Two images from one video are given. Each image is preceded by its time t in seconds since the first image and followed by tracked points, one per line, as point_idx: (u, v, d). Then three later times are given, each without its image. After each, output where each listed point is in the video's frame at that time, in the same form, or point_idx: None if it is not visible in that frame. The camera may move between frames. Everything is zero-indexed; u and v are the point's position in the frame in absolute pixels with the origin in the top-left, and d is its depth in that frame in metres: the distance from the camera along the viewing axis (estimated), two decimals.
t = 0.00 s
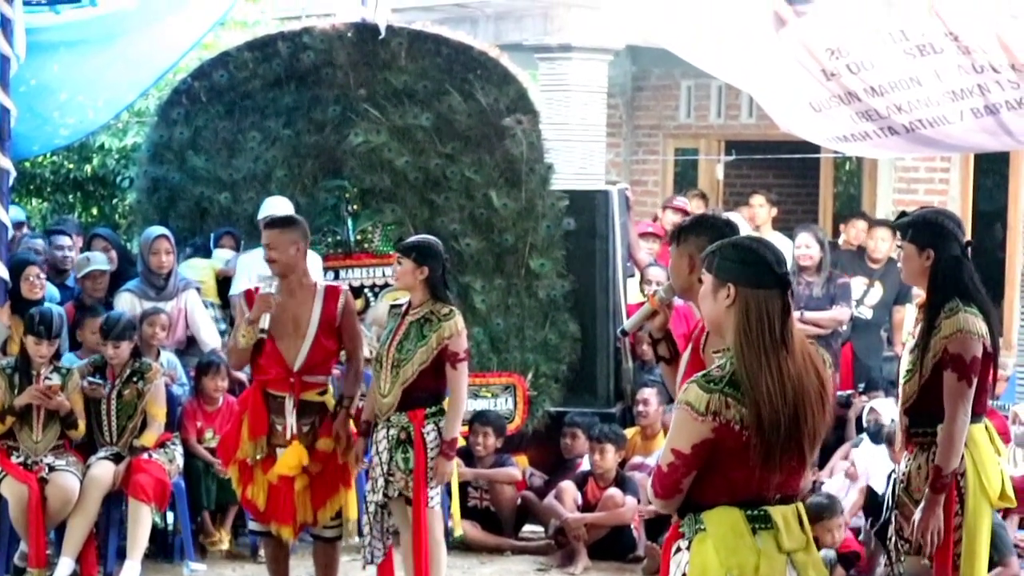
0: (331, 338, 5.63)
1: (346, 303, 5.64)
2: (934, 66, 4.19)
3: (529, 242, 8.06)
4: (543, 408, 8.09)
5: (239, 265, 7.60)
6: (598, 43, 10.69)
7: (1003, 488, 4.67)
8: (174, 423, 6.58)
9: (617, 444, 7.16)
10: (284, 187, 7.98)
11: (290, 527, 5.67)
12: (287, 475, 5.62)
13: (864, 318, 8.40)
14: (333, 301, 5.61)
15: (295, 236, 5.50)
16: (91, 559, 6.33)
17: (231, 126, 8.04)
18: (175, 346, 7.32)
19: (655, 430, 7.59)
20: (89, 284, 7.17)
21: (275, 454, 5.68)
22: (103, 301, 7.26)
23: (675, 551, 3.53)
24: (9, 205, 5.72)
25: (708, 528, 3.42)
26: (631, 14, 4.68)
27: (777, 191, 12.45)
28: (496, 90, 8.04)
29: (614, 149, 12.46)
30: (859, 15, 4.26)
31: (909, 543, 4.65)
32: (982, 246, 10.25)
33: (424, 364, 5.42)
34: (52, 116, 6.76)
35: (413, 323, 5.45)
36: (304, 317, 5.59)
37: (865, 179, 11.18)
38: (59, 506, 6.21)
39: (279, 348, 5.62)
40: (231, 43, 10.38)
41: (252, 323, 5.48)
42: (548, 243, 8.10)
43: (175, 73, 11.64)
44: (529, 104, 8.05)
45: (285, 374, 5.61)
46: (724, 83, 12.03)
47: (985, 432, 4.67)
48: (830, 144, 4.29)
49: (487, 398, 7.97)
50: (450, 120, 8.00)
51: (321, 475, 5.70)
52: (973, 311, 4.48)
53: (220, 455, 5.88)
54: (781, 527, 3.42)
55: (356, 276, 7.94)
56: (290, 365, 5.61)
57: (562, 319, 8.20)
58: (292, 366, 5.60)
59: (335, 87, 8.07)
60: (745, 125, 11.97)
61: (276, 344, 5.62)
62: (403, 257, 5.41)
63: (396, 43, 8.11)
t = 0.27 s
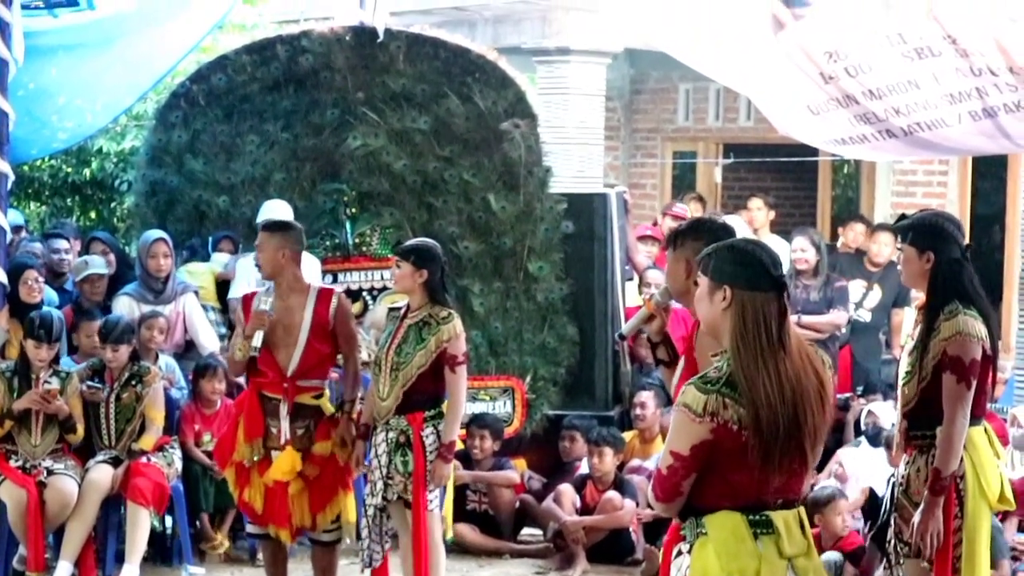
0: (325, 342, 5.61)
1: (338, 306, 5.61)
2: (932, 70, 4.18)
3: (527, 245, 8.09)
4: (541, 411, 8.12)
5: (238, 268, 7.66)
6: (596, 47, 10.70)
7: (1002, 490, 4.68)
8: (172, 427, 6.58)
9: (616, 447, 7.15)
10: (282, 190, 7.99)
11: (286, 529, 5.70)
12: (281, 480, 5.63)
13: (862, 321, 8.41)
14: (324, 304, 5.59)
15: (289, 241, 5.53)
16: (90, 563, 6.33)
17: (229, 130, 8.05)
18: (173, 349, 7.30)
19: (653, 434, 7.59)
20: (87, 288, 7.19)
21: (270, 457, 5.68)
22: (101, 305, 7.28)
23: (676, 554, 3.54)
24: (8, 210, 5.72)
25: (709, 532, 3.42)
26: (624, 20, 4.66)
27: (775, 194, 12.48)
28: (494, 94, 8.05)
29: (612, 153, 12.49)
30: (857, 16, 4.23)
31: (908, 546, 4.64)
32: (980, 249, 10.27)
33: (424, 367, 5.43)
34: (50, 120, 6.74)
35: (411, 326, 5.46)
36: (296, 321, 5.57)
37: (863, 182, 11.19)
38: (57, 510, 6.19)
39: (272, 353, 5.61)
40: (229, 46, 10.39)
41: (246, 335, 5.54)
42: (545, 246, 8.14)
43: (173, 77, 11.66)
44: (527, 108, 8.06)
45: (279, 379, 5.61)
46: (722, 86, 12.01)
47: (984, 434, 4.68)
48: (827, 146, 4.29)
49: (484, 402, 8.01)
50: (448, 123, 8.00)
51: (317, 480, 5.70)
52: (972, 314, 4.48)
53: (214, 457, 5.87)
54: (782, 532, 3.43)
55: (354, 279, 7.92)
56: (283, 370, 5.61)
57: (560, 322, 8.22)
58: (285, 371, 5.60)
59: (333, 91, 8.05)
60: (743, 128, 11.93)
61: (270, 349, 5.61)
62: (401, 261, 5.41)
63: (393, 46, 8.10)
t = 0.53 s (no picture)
0: (319, 346, 5.57)
1: (326, 310, 5.54)
2: (930, 71, 3.94)
3: (525, 248, 8.09)
4: (538, 413, 8.12)
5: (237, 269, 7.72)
6: (594, 49, 10.70)
7: (1000, 492, 4.68)
8: (169, 428, 6.59)
9: (613, 449, 7.15)
10: (280, 193, 7.99)
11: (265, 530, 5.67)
12: (260, 480, 5.61)
13: (859, 323, 8.42)
14: (312, 308, 5.54)
15: (280, 242, 5.52)
16: (87, 564, 6.31)
17: (227, 132, 8.04)
18: (171, 352, 7.32)
19: (651, 436, 7.59)
20: (84, 290, 7.19)
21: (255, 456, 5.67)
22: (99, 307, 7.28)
23: (674, 556, 3.54)
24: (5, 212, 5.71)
25: (707, 534, 3.43)
26: (622, 22, 4.61)
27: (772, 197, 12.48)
28: (492, 96, 8.07)
29: (610, 155, 12.49)
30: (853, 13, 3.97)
31: (907, 548, 4.65)
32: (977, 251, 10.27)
33: (422, 369, 5.42)
34: (47, 122, 6.79)
35: (409, 329, 5.45)
36: (281, 323, 5.53)
37: (860, 184, 11.19)
38: (54, 512, 6.18)
39: (259, 353, 5.59)
40: (227, 48, 10.39)
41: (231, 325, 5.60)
42: (543, 248, 8.14)
43: (171, 79, 11.65)
44: (525, 111, 8.10)
45: (263, 379, 5.58)
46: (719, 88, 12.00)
47: (983, 437, 4.66)
48: (824, 146, 4.12)
49: (483, 404, 7.98)
50: (446, 125, 8.01)
51: (296, 484, 5.63)
52: (972, 315, 4.48)
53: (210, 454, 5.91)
54: (781, 536, 3.43)
55: (351, 281, 7.85)
56: (268, 370, 5.57)
57: (558, 324, 8.22)
58: (270, 372, 5.56)
59: (331, 93, 8.05)
60: (741, 130, 11.95)
61: (256, 348, 5.59)
62: (401, 263, 5.41)
63: (391, 49, 8.10)
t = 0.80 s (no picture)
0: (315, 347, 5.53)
1: (320, 312, 5.49)
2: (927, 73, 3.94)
3: (523, 248, 8.10)
4: (536, 413, 8.12)
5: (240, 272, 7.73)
6: (592, 50, 10.71)
7: (998, 493, 4.68)
8: (167, 429, 6.59)
9: (611, 450, 7.15)
10: (278, 193, 7.99)
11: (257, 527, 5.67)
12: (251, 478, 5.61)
13: (858, 324, 8.42)
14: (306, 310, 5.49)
15: (281, 244, 5.51)
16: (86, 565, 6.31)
17: (225, 132, 8.04)
18: (169, 352, 7.33)
19: (649, 436, 7.60)
20: (82, 291, 7.19)
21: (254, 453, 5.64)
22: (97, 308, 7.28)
23: (677, 557, 3.55)
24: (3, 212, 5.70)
25: (712, 535, 3.43)
26: (620, 24, 4.62)
27: (770, 197, 12.50)
28: (490, 97, 8.07)
29: (608, 156, 12.49)
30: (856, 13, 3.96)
31: (905, 548, 4.67)
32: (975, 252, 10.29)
33: (422, 370, 5.42)
34: (46, 123, 6.83)
35: (409, 330, 5.47)
36: (276, 323, 5.51)
37: (858, 185, 11.20)
38: (53, 513, 6.19)
39: (259, 353, 5.57)
40: (225, 49, 10.39)
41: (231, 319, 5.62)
42: (541, 249, 8.14)
43: (169, 79, 11.65)
44: (523, 112, 8.09)
45: (258, 378, 5.56)
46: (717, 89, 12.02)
47: (982, 437, 4.66)
48: (821, 149, 4.09)
49: (481, 405, 7.98)
50: (444, 126, 8.02)
51: (286, 485, 5.60)
52: (971, 317, 4.49)
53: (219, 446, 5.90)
54: (784, 537, 3.43)
55: (349, 281, 7.82)
56: (264, 369, 5.55)
57: (556, 325, 8.20)
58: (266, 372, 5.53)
59: (329, 94, 8.06)
60: (739, 131, 11.95)
61: (257, 348, 5.58)
62: (409, 263, 5.43)
63: (390, 49, 8.10)
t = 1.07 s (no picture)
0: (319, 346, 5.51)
1: (323, 314, 5.46)
2: (927, 73, 3.90)
3: (522, 247, 8.10)
4: (534, 412, 8.13)
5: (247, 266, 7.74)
6: (591, 49, 10.72)
7: (998, 494, 4.67)
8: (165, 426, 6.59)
9: (609, 449, 7.15)
10: (276, 191, 7.98)
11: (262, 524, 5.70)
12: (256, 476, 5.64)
13: (856, 323, 8.43)
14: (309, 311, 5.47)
15: (285, 243, 5.48)
16: (83, 562, 6.31)
17: (224, 130, 8.04)
18: (167, 350, 7.33)
19: (648, 435, 7.60)
20: (80, 289, 7.19)
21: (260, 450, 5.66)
22: (95, 305, 7.28)
23: (681, 554, 3.57)
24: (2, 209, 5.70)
25: (716, 536, 3.44)
26: (618, 23, 4.61)
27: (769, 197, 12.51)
28: (489, 95, 8.07)
29: (607, 155, 12.49)
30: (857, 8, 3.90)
31: (904, 547, 4.70)
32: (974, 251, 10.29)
33: (424, 368, 5.43)
34: (44, 120, 6.83)
35: (410, 328, 5.46)
36: (280, 324, 5.49)
37: (857, 184, 11.20)
38: (50, 510, 6.19)
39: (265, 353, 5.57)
40: (225, 46, 10.39)
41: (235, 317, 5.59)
42: (540, 248, 8.15)
43: (168, 77, 11.65)
44: (522, 110, 8.10)
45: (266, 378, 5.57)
46: (716, 88, 12.03)
47: (983, 437, 4.65)
48: (820, 147, 4.08)
49: (479, 403, 8.02)
50: (443, 124, 8.01)
51: (290, 484, 5.61)
52: (972, 316, 4.49)
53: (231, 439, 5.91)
54: (788, 541, 3.43)
55: (348, 279, 7.84)
56: (271, 368, 5.56)
57: (554, 324, 8.22)
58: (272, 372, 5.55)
59: (327, 92, 8.06)
60: (737, 130, 11.96)
61: (264, 348, 5.56)
62: (413, 260, 5.41)
63: (388, 48, 8.10)
